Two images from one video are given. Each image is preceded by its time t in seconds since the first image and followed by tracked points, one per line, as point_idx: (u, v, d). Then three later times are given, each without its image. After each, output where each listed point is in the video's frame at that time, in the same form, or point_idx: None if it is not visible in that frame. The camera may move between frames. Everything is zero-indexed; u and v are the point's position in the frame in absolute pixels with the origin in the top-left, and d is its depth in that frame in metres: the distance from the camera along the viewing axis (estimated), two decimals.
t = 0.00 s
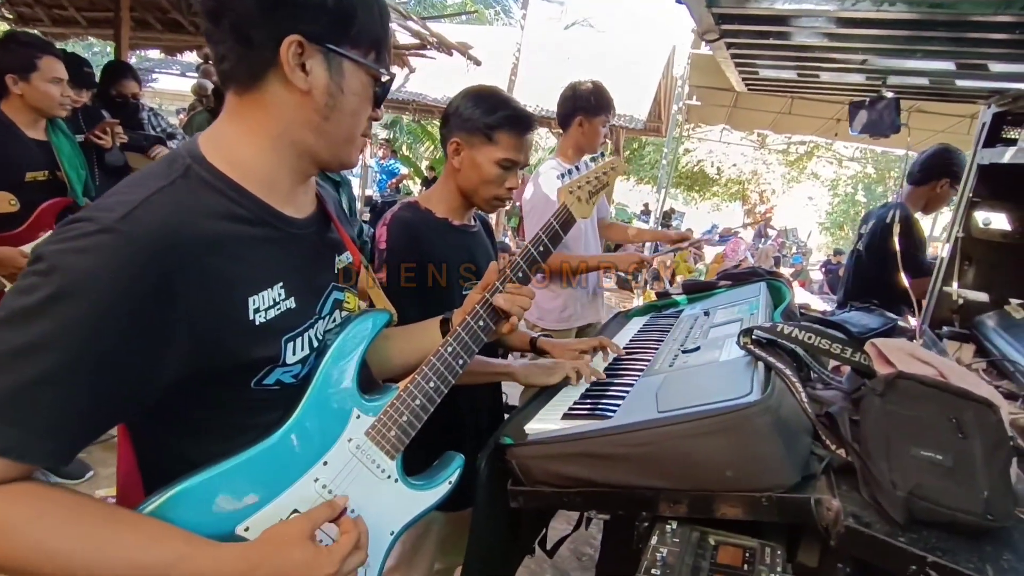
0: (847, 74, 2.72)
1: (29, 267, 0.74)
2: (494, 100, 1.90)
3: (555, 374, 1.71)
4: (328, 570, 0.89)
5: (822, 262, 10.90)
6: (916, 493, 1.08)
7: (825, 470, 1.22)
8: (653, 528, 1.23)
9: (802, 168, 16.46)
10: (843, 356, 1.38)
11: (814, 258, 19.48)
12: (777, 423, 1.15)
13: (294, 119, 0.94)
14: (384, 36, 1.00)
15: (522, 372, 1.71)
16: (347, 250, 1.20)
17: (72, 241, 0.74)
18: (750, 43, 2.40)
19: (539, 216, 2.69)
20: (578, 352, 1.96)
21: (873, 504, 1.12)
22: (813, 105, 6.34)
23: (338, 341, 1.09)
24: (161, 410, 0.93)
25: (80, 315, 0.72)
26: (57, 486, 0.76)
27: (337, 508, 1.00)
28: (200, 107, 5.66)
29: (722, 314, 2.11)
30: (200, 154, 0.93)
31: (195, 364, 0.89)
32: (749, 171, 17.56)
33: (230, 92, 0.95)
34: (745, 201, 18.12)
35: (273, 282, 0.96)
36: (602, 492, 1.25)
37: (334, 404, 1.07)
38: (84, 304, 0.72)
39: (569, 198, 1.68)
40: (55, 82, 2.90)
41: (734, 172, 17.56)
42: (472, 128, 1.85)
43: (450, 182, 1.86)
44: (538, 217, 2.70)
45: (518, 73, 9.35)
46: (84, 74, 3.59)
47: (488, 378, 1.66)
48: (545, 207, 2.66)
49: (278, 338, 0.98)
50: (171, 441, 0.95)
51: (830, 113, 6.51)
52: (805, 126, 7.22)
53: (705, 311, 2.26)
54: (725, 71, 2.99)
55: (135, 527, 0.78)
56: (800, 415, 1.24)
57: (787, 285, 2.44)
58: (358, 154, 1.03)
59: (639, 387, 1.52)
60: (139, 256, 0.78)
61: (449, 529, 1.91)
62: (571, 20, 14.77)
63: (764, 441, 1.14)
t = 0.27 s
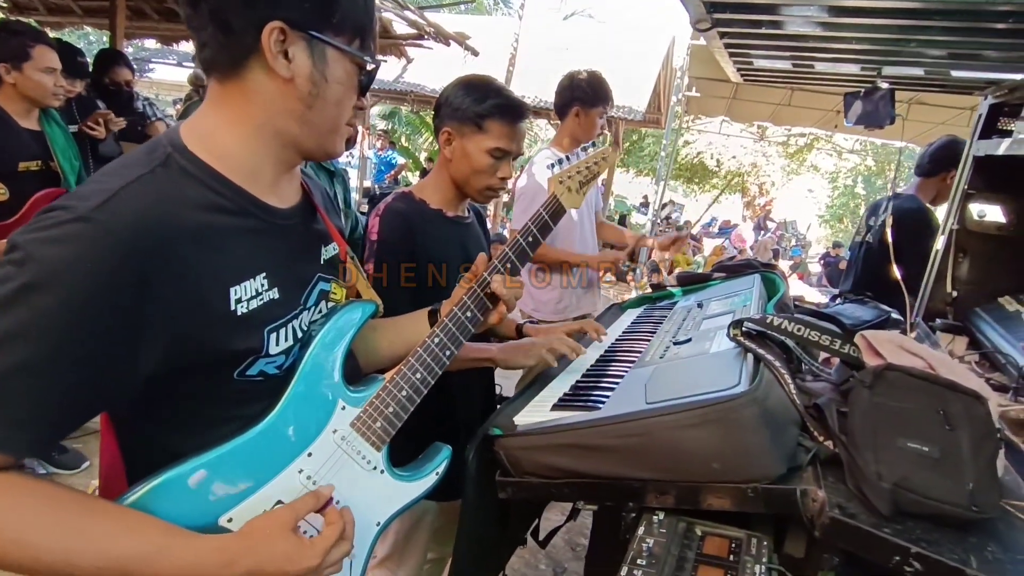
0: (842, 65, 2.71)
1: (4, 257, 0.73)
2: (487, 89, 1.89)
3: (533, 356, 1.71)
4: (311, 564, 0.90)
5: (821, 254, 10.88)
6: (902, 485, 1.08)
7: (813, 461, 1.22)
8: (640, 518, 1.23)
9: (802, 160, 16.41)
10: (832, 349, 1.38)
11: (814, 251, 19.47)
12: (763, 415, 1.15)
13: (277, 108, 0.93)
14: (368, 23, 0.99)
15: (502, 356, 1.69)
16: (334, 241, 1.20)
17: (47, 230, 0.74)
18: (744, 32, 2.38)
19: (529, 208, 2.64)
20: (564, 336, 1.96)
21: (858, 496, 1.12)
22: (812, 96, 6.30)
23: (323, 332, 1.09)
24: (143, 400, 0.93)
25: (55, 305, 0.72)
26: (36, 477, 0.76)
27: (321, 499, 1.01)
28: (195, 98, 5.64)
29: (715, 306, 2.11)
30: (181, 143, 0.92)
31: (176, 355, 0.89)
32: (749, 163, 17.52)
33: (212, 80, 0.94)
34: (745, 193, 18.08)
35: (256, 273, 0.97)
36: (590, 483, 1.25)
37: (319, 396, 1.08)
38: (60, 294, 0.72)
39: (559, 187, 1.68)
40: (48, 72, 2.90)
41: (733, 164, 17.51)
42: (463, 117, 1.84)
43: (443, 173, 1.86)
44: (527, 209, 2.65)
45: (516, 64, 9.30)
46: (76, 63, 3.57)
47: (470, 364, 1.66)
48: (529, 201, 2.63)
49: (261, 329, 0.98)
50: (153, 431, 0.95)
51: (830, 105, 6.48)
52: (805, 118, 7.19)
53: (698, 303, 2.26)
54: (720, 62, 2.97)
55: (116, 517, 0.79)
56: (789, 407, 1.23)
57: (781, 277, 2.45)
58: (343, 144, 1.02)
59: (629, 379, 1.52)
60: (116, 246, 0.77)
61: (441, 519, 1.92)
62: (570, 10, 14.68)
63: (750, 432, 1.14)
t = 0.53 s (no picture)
0: (840, 55, 2.71)
1: None
2: (482, 77, 1.88)
3: (521, 357, 1.72)
4: (303, 548, 0.92)
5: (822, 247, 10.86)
6: (891, 472, 1.09)
7: (804, 449, 1.23)
8: (632, 506, 1.24)
9: (804, 152, 16.35)
10: (826, 338, 1.38)
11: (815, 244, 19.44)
12: (754, 403, 1.16)
13: (267, 94, 0.93)
14: (358, 8, 0.99)
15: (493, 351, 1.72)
16: (327, 228, 1.20)
17: (33, 215, 0.74)
18: (741, 21, 2.37)
19: (525, 193, 2.54)
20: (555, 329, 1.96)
21: (847, 484, 1.12)
22: (814, 88, 6.27)
23: (316, 318, 1.10)
24: (133, 385, 0.94)
25: (42, 290, 0.72)
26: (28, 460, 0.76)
27: (314, 485, 1.01)
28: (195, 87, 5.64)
29: (711, 296, 2.11)
30: (171, 128, 0.93)
31: (165, 340, 0.90)
32: (751, 155, 17.47)
33: (201, 66, 0.95)
34: (746, 185, 18.04)
35: (247, 259, 0.98)
36: (583, 471, 1.26)
37: (311, 382, 1.09)
38: (46, 279, 0.72)
39: (557, 176, 1.67)
40: (49, 61, 2.89)
41: (735, 156, 17.45)
42: (459, 105, 1.84)
43: (440, 162, 1.86)
44: (523, 195, 2.54)
45: (517, 54, 9.26)
46: (74, 51, 3.57)
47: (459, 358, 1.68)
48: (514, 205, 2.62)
49: (253, 314, 1.00)
50: (144, 417, 0.96)
51: (832, 96, 6.45)
52: (807, 109, 7.15)
53: (695, 293, 2.27)
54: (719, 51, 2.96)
55: (105, 501, 0.79)
56: (781, 396, 1.24)
57: (778, 268, 2.45)
58: (334, 131, 1.02)
59: (623, 367, 1.53)
60: (101, 232, 0.78)
61: (437, 507, 1.94)
62: None
63: (740, 421, 1.14)
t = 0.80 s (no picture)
0: (843, 44, 2.69)
1: None
2: (482, 63, 1.87)
3: (516, 340, 1.72)
4: (298, 527, 0.93)
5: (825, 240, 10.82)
6: (883, 460, 1.10)
7: (797, 437, 1.23)
8: (625, 491, 1.25)
9: (809, 144, 16.25)
10: (821, 327, 1.37)
11: (819, 237, 19.37)
12: (747, 390, 1.16)
13: (261, 76, 0.93)
14: None
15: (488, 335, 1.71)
16: (324, 212, 1.20)
17: (27, 194, 0.74)
18: (742, 9, 2.36)
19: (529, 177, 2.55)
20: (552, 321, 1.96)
21: (840, 471, 1.13)
22: (820, 79, 6.22)
23: (312, 301, 1.10)
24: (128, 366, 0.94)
25: (35, 269, 0.72)
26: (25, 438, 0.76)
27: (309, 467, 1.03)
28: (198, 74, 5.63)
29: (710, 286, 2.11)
30: (166, 109, 0.93)
31: (160, 321, 0.91)
32: (755, 146, 17.38)
33: (196, 49, 0.95)
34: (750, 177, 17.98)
35: (242, 242, 0.99)
36: (577, 456, 1.26)
37: (307, 365, 1.10)
38: (40, 258, 0.73)
39: (555, 163, 1.68)
40: (53, 46, 2.90)
41: (739, 148, 17.36)
42: (459, 92, 1.83)
43: (439, 149, 1.85)
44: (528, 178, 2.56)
45: (521, 43, 9.21)
46: (77, 36, 3.57)
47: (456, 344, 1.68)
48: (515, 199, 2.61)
49: (248, 297, 1.01)
50: (139, 398, 0.97)
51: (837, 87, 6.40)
52: (812, 100, 7.11)
53: (694, 283, 2.27)
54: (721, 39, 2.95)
55: (101, 481, 0.80)
56: (775, 383, 1.24)
57: (778, 258, 2.45)
58: (330, 115, 1.02)
59: (619, 355, 1.53)
60: (95, 211, 0.78)
61: (435, 492, 1.95)
62: None
63: (733, 407, 1.15)
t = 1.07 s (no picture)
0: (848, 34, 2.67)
1: None
2: (482, 51, 1.86)
3: (514, 334, 1.70)
4: (290, 514, 0.93)
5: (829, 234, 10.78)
6: (876, 453, 1.10)
7: (791, 427, 1.23)
8: (619, 480, 1.25)
9: (815, 137, 16.15)
10: (818, 319, 1.35)
11: (823, 231, 19.30)
12: (742, 380, 1.16)
13: (257, 61, 0.93)
14: None
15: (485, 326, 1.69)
16: (320, 199, 1.20)
17: (20, 175, 0.74)
18: None
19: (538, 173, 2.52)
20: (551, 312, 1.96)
21: (833, 462, 1.13)
22: (825, 71, 6.17)
23: (307, 287, 1.10)
24: (122, 349, 0.95)
25: (28, 250, 0.73)
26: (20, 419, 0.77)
27: (305, 455, 1.02)
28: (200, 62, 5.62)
29: (709, 278, 2.10)
30: (161, 93, 0.93)
31: (154, 304, 0.91)
32: (760, 140, 17.29)
33: (192, 31, 0.94)
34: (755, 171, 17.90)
35: (237, 227, 0.99)
36: (571, 445, 1.27)
37: (302, 352, 1.10)
38: (34, 239, 0.73)
39: (552, 152, 1.68)
40: (54, 32, 2.89)
41: (744, 141, 17.27)
42: (458, 80, 1.82)
43: (439, 137, 1.85)
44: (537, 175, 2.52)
45: (526, 33, 9.16)
46: (80, 22, 3.56)
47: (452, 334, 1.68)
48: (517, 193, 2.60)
49: (243, 282, 1.01)
50: (134, 381, 0.98)
51: (843, 80, 6.36)
52: (818, 93, 7.06)
53: (693, 274, 2.26)
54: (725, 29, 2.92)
55: (96, 463, 0.80)
56: (770, 374, 1.24)
57: (778, 251, 2.44)
58: (326, 101, 1.02)
59: (616, 345, 1.53)
60: (88, 193, 0.78)
61: (432, 481, 1.96)
62: None
63: (728, 397, 1.15)
